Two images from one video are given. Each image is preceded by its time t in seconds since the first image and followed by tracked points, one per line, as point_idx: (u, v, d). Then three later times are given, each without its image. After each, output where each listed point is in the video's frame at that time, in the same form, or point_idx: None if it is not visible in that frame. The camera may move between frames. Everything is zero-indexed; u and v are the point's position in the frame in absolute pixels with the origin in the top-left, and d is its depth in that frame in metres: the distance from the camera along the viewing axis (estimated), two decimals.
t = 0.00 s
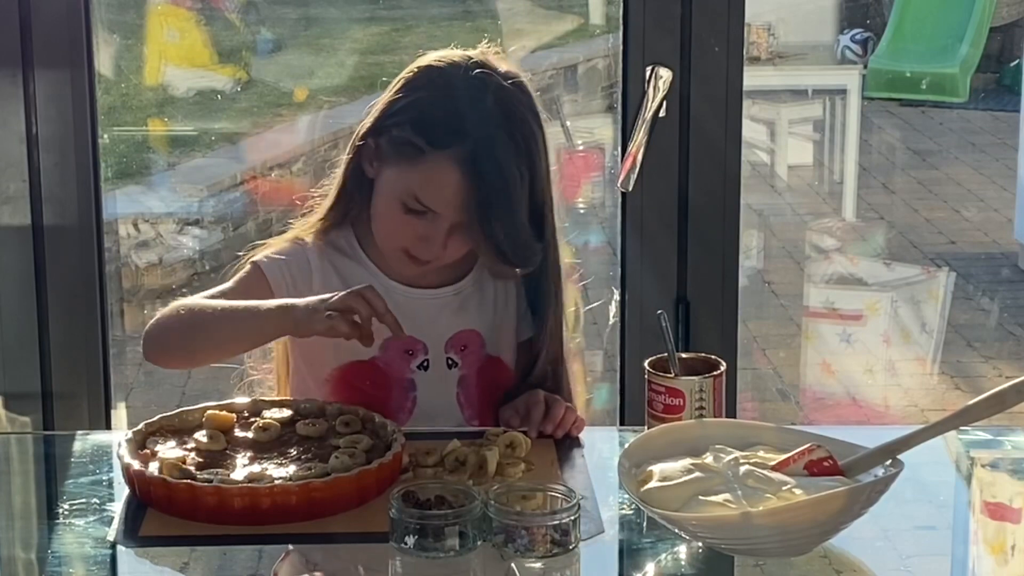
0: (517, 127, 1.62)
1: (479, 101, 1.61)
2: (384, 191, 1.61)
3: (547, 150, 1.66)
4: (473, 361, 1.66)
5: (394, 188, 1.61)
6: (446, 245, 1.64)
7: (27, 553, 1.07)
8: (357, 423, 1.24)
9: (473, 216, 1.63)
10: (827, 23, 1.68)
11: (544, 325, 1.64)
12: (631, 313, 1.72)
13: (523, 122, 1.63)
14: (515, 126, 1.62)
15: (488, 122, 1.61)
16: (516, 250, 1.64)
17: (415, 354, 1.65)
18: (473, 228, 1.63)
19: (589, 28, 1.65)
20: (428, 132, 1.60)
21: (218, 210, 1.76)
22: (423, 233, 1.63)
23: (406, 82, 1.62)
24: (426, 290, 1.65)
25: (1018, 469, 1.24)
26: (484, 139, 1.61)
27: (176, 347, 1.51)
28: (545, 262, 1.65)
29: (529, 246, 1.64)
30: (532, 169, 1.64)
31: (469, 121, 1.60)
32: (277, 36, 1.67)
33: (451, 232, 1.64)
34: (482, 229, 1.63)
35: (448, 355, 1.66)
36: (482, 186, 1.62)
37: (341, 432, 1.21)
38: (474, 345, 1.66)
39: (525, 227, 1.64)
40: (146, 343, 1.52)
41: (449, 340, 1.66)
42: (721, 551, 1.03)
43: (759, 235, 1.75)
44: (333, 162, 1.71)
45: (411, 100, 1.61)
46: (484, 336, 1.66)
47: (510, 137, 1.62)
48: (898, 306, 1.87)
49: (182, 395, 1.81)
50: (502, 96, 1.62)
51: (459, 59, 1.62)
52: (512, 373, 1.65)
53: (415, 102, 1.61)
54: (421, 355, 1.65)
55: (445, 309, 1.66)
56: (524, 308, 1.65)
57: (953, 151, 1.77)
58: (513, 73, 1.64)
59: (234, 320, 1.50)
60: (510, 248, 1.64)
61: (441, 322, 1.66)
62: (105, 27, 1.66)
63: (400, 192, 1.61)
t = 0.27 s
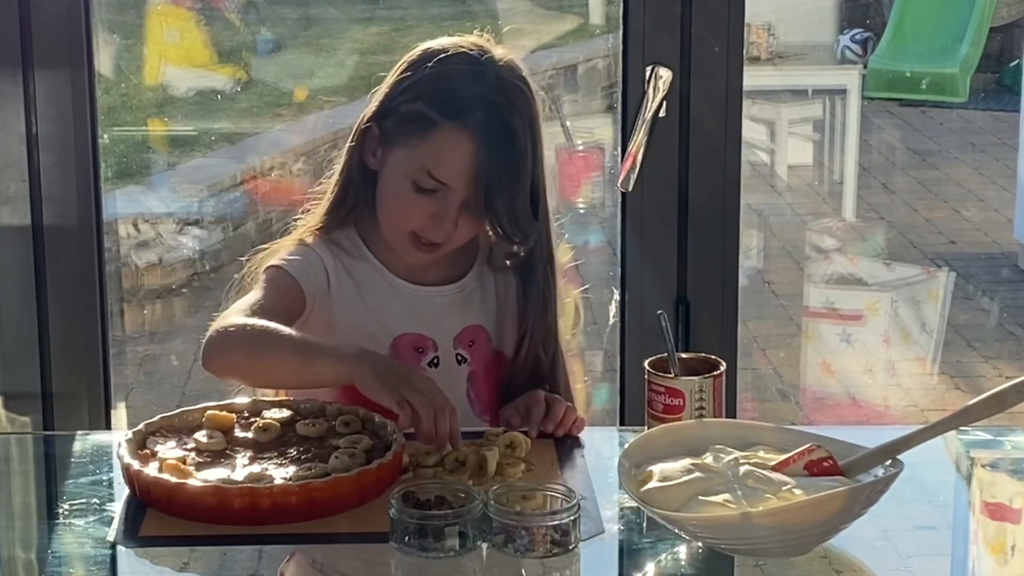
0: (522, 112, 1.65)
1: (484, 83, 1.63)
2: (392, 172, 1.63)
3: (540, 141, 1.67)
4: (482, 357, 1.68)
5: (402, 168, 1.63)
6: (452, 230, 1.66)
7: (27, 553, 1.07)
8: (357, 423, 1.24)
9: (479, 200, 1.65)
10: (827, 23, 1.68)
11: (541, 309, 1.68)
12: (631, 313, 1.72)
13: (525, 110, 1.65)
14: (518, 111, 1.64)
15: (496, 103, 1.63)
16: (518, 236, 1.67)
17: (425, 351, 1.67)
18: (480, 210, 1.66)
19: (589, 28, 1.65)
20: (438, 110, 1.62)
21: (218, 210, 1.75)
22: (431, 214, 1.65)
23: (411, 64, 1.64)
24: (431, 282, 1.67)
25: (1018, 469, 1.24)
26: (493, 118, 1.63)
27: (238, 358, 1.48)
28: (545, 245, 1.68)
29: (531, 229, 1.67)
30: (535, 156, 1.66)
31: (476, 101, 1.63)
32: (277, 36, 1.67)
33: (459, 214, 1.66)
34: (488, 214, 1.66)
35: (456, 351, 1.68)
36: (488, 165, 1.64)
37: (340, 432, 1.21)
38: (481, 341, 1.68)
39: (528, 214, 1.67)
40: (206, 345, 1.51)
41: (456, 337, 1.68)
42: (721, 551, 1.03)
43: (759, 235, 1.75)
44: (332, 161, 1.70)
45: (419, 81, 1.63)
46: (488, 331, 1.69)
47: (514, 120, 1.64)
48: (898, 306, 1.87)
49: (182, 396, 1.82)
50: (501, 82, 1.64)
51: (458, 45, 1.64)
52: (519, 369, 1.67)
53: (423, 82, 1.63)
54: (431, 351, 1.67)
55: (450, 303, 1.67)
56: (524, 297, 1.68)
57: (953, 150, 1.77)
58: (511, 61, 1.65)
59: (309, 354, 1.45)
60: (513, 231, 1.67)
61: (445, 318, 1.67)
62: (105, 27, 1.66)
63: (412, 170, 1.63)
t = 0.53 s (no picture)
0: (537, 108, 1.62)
1: (498, 75, 1.60)
2: (408, 162, 1.60)
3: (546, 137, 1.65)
4: (488, 357, 1.66)
5: (418, 157, 1.60)
6: (465, 226, 1.63)
7: (27, 553, 1.07)
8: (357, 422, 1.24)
9: (492, 194, 1.63)
10: (827, 23, 1.68)
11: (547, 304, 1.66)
12: (631, 313, 1.72)
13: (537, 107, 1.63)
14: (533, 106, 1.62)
15: (515, 96, 1.60)
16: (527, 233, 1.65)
17: (431, 350, 1.64)
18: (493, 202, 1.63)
19: (589, 28, 1.65)
20: (458, 101, 1.59)
21: (218, 210, 1.75)
22: (446, 204, 1.61)
23: (426, 56, 1.61)
24: (437, 280, 1.64)
25: (1017, 469, 1.24)
26: (510, 111, 1.61)
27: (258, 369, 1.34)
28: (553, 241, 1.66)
29: (542, 226, 1.65)
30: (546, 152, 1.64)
31: (494, 94, 1.60)
32: (277, 36, 1.67)
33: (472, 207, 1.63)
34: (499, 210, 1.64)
35: (462, 350, 1.65)
36: (503, 158, 1.62)
37: (340, 432, 1.21)
38: (487, 340, 1.66)
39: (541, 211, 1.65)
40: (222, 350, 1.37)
41: (463, 336, 1.65)
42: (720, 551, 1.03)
43: (759, 235, 1.75)
44: (334, 160, 1.70)
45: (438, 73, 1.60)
46: (495, 331, 1.66)
47: (529, 112, 1.62)
48: (898, 306, 1.87)
49: (183, 395, 1.82)
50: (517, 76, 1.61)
51: (474, 41, 1.61)
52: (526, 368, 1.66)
53: (443, 71, 1.59)
54: (437, 351, 1.65)
55: (456, 303, 1.65)
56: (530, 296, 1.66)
57: (953, 151, 1.77)
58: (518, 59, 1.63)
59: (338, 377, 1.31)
60: (523, 228, 1.65)
61: (450, 318, 1.65)
62: (105, 27, 1.66)
63: (428, 159, 1.60)
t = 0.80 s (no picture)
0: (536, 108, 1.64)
1: (500, 75, 1.62)
2: (410, 159, 1.61)
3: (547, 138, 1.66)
4: (488, 357, 1.67)
5: (420, 154, 1.60)
6: (466, 226, 1.64)
7: (27, 553, 1.07)
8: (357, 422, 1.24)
9: (493, 194, 1.63)
10: (826, 22, 1.68)
11: (548, 303, 1.67)
12: (631, 313, 1.72)
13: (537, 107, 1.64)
14: (532, 106, 1.63)
15: (516, 95, 1.62)
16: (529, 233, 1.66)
17: (432, 350, 1.65)
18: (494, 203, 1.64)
19: (589, 28, 1.65)
20: (458, 99, 1.60)
21: (218, 210, 1.75)
22: (447, 203, 1.62)
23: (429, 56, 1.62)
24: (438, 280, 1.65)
25: (1017, 469, 1.24)
26: (510, 109, 1.62)
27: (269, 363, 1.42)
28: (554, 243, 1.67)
29: (543, 225, 1.66)
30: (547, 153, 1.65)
31: (495, 92, 1.61)
32: (277, 36, 1.67)
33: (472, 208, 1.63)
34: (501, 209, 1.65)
35: (463, 350, 1.66)
36: (504, 159, 1.63)
37: (340, 432, 1.21)
38: (488, 340, 1.67)
39: (542, 211, 1.65)
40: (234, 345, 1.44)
41: (464, 336, 1.66)
42: (720, 551, 1.03)
43: (758, 235, 1.75)
44: (335, 161, 1.70)
45: (439, 73, 1.61)
46: (495, 331, 1.67)
47: (529, 112, 1.63)
48: (898, 306, 1.87)
49: (183, 394, 1.82)
50: (520, 76, 1.63)
51: (477, 41, 1.63)
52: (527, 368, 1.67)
53: (444, 71, 1.61)
54: (438, 351, 1.65)
55: (457, 303, 1.66)
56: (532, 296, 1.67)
57: (953, 150, 1.77)
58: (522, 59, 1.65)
59: (342, 372, 1.37)
60: (524, 228, 1.66)
61: (452, 318, 1.66)
62: (105, 27, 1.66)
63: (430, 156, 1.60)
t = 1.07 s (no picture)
0: (540, 109, 1.62)
1: (503, 77, 1.60)
2: (411, 160, 1.59)
3: (552, 137, 1.65)
4: (489, 357, 1.65)
5: (420, 155, 1.59)
6: (468, 226, 1.62)
7: (27, 553, 1.07)
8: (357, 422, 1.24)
9: (494, 195, 1.62)
10: (826, 23, 1.68)
11: (550, 306, 1.66)
12: (631, 313, 1.72)
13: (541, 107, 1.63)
14: (536, 106, 1.62)
15: (518, 96, 1.60)
16: (531, 234, 1.65)
17: (433, 349, 1.64)
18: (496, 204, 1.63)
19: (589, 28, 1.65)
20: (459, 101, 1.58)
21: (218, 210, 1.75)
22: (448, 204, 1.61)
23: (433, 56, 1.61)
24: (440, 278, 1.64)
25: (1018, 469, 1.24)
26: (512, 110, 1.60)
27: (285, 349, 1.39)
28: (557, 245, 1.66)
29: (545, 226, 1.65)
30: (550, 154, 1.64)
31: (497, 93, 1.59)
32: (277, 36, 1.67)
33: (474, 208, 1.62)
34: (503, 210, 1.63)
35: (464, 350, 1.65)
36: (506, 159, 1.61)
37: (340, 432, 1.21)
38: (489, 340, 1.66)
39: (545, 213, 1.64)
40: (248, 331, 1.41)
41: (466, 335, 1.65)
42: (720, 551, 1.03)
43: (759, 235, 1.75)
44: (335, 160, 1.71)
45: (444, 73, 1.59)
46: (496, 331, 1.66)
47: (533, 114, 1.62)
48: (898, 306, 1.87)
49: (182, 395, 1.83)
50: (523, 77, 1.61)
51: (481, 42, 1.61)
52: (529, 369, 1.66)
53: (447, 71, 1.59)
54: (439, 350, 1.64)
55: (459, 302, 1.65)
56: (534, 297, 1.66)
57: (953, 150, 1.77)
58: (527, 61, 1.63)
59: (347, 360, 1.36)
60: (526, 229, 1.65)
61: (454, 318, 1.64)
62: (105, 27, 1.66)
63: (431, 157, 1.59)
